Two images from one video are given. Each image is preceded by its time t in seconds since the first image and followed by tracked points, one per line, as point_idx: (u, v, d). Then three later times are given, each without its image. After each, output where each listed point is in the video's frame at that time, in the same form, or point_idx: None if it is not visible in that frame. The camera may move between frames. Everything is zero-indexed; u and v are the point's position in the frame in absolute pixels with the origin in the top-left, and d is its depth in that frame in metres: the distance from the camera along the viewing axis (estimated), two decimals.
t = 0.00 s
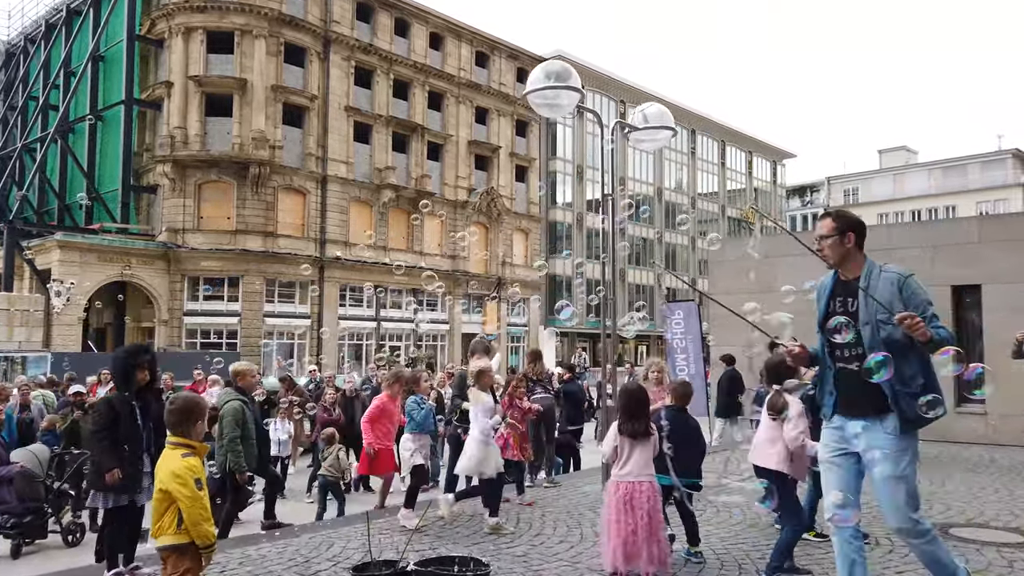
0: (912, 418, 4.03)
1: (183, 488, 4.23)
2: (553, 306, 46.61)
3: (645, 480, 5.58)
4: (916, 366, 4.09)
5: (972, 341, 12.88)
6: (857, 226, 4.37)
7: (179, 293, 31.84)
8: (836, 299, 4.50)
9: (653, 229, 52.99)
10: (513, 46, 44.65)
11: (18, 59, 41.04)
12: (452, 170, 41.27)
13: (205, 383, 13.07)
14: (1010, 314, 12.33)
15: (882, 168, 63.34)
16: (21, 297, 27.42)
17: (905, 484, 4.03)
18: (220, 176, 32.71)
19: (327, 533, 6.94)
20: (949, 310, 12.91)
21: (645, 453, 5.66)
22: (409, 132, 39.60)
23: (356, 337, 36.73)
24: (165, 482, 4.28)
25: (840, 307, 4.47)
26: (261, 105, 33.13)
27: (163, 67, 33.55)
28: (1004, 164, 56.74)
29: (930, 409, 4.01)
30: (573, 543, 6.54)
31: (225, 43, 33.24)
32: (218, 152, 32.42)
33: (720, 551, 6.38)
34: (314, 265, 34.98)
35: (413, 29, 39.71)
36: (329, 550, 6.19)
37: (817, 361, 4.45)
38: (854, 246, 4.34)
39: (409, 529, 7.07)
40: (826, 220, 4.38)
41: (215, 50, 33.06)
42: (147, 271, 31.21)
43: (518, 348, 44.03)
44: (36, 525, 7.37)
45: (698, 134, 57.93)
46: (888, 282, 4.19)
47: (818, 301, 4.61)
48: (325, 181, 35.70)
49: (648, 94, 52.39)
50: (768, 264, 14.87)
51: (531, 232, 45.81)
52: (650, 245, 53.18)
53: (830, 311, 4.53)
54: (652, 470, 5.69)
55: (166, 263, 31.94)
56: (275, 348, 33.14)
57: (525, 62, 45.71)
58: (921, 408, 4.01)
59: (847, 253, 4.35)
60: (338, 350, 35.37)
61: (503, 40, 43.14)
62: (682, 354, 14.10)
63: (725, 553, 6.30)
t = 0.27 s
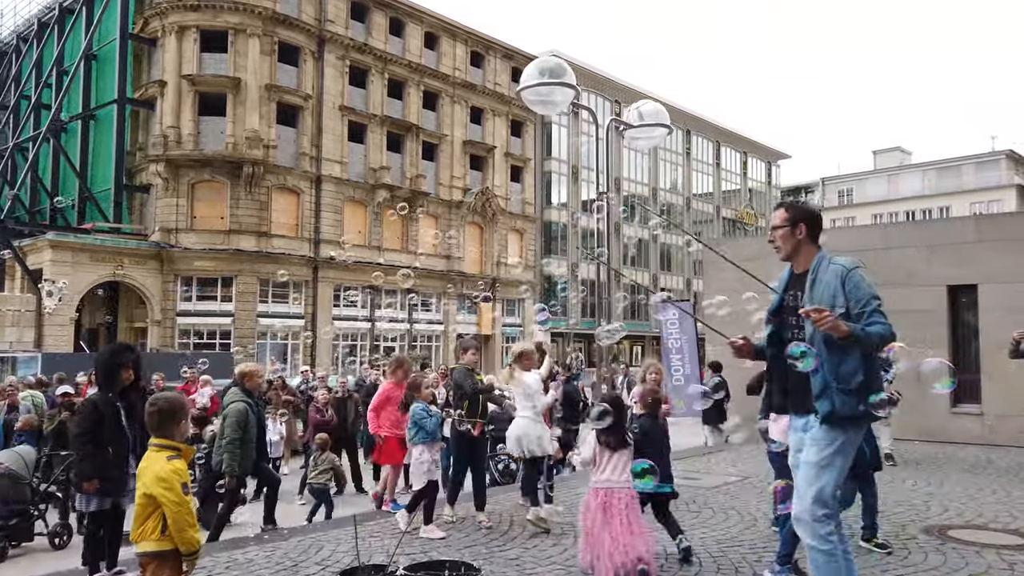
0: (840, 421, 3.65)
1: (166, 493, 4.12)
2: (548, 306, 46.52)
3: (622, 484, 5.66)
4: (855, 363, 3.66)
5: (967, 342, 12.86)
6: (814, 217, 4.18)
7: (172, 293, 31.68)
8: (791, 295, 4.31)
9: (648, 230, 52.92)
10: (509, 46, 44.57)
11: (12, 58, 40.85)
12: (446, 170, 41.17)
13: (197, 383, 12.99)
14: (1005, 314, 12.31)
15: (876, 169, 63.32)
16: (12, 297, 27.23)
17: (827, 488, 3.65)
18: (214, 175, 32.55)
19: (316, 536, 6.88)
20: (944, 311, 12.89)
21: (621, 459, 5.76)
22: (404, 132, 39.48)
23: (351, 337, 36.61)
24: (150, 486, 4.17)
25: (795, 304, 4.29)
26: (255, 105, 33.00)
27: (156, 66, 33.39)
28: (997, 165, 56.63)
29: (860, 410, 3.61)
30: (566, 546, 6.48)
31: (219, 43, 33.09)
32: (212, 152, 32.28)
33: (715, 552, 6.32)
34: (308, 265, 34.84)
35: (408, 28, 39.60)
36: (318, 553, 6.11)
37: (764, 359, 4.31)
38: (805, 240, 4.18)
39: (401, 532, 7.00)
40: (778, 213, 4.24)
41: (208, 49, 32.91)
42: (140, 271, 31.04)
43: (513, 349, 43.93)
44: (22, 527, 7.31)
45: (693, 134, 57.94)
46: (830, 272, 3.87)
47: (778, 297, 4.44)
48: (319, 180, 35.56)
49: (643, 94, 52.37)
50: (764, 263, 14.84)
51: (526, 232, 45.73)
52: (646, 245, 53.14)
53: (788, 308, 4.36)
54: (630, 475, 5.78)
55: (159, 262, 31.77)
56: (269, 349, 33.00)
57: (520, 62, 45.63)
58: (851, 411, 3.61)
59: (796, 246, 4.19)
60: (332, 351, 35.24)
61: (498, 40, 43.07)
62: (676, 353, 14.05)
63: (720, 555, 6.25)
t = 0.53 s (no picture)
0: (778, 431, 3.70)
1: (145, 496, 4.03)
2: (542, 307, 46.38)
3: (614, 474, 5.87)
4: (795, 370, 3.71)
5: (963, 342, 12.83)
6: (761, 217, 4.12)
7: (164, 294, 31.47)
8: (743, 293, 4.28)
9: (642, 230, 52.91)
10: (502, 46, 44.47)
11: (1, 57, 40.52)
12: (440, 170, 41.07)
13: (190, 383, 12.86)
14: (1000, 314, 12.29)
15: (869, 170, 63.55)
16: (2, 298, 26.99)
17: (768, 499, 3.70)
18: (205, 175, 32.35)
19: (305, 539, 6.79)
20: (940, 310, 12.85)
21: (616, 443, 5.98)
22: (397, 132, 39.34)
23: (344, 338, 36.45)
24: (129, 490, 4.07)
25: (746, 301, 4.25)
26: (247, 105, 32.80)
27: (147, 65, 33.16)
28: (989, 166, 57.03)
29: (797, 420, 3.66)
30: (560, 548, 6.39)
31: (211, 42, 32.88)
32: (204, 152, 32.08)
33: (713, 554, 6.23)
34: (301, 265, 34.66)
35: (401, 28, 39.45)
36: (307, 557, 6.01)
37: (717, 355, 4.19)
38: (752, 239, 4.10)
39: (393, 535, 6.90)
40: (724, 213, 4.19)
41: (200, 48, 32.69)
42: (131, 272, 30.82)
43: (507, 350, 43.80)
44: (5, 532, 7.19)
45: (687, 135, 57.95)
46: (771, 277, 3.87)
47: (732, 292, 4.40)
48: (312, 181, 35.40)
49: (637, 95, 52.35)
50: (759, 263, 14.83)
51: (520, 233, 45.60)
52: (640, 246, 53.09)
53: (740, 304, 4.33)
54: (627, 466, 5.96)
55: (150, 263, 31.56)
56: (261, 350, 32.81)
57: (514, 62, 45.52)
58: (787, 421, 3.66)
59: (744, 247, 4.11)
60: (325, 352, 35.05)
61: (491, 40, 42.95)
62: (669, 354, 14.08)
63: (715, 556, 6.18)
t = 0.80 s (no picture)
0: (731, 431, 3.59)
1: (128, 502, 3.93)
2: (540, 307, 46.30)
3: (627, 477, 5.80)
4: (747, 366, 3.59)
5: (964, 341, 12.76)
6: (711, 210, 4.03)
7: (159, 294, 31.32)
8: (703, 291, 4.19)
9: (640, 230, 52.86)
10: (500, 45, 44.34)
11: None
12: (438, 170, 40.93)
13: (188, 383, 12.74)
14: (1003, 313, 12.20)
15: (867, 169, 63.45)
16: None
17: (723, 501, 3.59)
18: (202, 174, 32.18)
19: (300, 544, 6.70)
20: (941, 309, 12.77)
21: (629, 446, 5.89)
22: (395, 131, 39.19)
23: (341, 338, 36.32)
24: (113, 497, 3.96)
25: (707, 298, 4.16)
26: (244, 103, 32.64)
27: (144, 64, 32.99)
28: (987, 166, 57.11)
29: (749, 419, 3.53)
30: (561, 554, 6.29)
31: (207, 41, 32.70)
32: (200, 150, 31.91)
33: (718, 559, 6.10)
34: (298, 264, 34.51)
35: (398, 26, 39.30)
36: (303, 563, 5.92)
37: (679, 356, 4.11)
38: (704, 233, 4.01)
39: (390, 539, 6.80)
40: (677, 209, 4.14)
41: (196, 46, 32.51)
42: (126, 271, 30.66)
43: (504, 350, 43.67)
44: None
45: (685, 135, 57.86)
46: (720, 274, 3.78)
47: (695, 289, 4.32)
48: (309, 180, 35.26)
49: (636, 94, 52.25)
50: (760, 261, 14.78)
51: (518, 233, 45.49)
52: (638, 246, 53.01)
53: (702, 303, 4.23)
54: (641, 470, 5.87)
55: (145, 262, 31.39)
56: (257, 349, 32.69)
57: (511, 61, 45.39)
58: (740, 421, 3.55)
59: (696, 242, 4.03)
60: (322, 352, 34.91)
61: (489, 39, 42.82)
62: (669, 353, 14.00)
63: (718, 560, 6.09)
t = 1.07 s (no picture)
0: (706, 439, 3.60)
1: (123, 510, 3.85)
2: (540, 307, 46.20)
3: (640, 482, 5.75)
4: (718, 375, 3.61)
5: (969, 341, 12.68)
6: (666, 221, 4.13)
7: (159, 293, 31.22)
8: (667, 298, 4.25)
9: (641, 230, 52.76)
10: (500, 44, 44.24)
11: None
12: (438, 169, 40.84)
13: (190, 383, 12.64)
14: (1008, 312, 12.13)
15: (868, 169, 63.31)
16: None
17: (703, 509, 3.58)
18: (202, 173, 32.08)
19: (301, 549, 6.62)
20: (946, 309, 12.69)
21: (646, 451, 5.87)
22: (395, 130, 39.08)
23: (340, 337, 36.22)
24: (107, 505, 3.88)
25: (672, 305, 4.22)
26: (244, 102, 32.54)
27: (143, 62, 32.89)
28: (987, 166, 57.06)
29: (723, 426, 3.56)
30: (566, 558, 6.21)
31: (207, 39, 32.57)
32: (200, 149, 31.82)
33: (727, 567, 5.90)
34: (298, 264, 34.41)
35: (398, 25, 39.19)
36: (303, 568, 5.84)
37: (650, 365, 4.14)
38: (661, 245, 4.12)
39: (393, 544, 6.71)
40: (634, 223, 4.25)
41: (196, 45, 32.39)
42: (126, 270, 30.56)
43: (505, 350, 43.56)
44: None
45: (685, 134, 57.77)
46: (682, 284, 3.82)
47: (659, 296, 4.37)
48: (309, 179, 35.15)
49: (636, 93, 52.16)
50: (764, 261, 14.70)
51: (518, 232, 45.38)
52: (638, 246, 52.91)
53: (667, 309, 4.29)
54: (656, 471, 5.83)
55: (145, 262, 31.30)
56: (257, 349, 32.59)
57: (512, 60, 45.28)
58: (715, 429, 3.57)
59: (655, 253, 4.12)
60: (322, 351, 34.81)
61: (489, 38, 42.72)
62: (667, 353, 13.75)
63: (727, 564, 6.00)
